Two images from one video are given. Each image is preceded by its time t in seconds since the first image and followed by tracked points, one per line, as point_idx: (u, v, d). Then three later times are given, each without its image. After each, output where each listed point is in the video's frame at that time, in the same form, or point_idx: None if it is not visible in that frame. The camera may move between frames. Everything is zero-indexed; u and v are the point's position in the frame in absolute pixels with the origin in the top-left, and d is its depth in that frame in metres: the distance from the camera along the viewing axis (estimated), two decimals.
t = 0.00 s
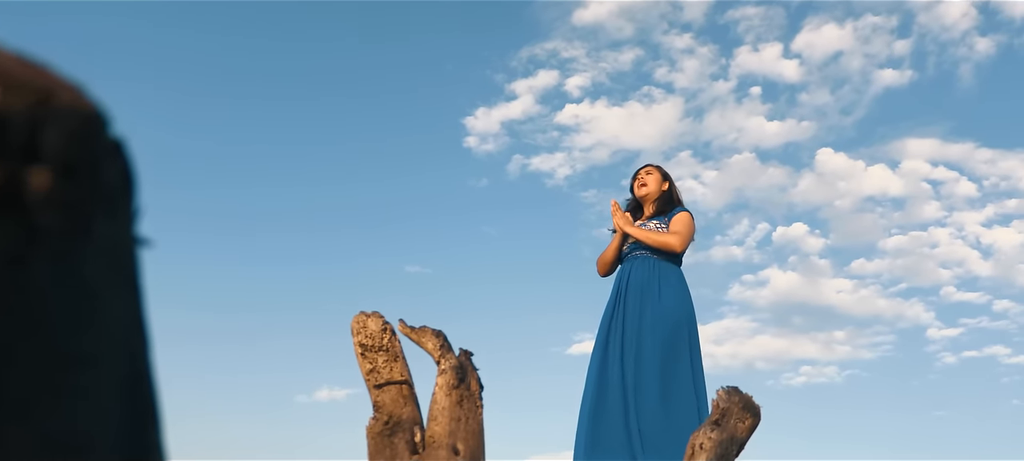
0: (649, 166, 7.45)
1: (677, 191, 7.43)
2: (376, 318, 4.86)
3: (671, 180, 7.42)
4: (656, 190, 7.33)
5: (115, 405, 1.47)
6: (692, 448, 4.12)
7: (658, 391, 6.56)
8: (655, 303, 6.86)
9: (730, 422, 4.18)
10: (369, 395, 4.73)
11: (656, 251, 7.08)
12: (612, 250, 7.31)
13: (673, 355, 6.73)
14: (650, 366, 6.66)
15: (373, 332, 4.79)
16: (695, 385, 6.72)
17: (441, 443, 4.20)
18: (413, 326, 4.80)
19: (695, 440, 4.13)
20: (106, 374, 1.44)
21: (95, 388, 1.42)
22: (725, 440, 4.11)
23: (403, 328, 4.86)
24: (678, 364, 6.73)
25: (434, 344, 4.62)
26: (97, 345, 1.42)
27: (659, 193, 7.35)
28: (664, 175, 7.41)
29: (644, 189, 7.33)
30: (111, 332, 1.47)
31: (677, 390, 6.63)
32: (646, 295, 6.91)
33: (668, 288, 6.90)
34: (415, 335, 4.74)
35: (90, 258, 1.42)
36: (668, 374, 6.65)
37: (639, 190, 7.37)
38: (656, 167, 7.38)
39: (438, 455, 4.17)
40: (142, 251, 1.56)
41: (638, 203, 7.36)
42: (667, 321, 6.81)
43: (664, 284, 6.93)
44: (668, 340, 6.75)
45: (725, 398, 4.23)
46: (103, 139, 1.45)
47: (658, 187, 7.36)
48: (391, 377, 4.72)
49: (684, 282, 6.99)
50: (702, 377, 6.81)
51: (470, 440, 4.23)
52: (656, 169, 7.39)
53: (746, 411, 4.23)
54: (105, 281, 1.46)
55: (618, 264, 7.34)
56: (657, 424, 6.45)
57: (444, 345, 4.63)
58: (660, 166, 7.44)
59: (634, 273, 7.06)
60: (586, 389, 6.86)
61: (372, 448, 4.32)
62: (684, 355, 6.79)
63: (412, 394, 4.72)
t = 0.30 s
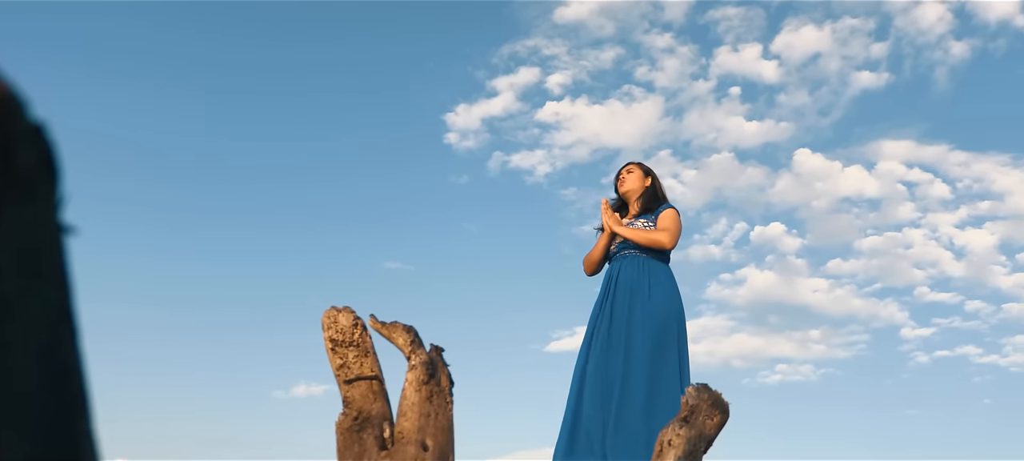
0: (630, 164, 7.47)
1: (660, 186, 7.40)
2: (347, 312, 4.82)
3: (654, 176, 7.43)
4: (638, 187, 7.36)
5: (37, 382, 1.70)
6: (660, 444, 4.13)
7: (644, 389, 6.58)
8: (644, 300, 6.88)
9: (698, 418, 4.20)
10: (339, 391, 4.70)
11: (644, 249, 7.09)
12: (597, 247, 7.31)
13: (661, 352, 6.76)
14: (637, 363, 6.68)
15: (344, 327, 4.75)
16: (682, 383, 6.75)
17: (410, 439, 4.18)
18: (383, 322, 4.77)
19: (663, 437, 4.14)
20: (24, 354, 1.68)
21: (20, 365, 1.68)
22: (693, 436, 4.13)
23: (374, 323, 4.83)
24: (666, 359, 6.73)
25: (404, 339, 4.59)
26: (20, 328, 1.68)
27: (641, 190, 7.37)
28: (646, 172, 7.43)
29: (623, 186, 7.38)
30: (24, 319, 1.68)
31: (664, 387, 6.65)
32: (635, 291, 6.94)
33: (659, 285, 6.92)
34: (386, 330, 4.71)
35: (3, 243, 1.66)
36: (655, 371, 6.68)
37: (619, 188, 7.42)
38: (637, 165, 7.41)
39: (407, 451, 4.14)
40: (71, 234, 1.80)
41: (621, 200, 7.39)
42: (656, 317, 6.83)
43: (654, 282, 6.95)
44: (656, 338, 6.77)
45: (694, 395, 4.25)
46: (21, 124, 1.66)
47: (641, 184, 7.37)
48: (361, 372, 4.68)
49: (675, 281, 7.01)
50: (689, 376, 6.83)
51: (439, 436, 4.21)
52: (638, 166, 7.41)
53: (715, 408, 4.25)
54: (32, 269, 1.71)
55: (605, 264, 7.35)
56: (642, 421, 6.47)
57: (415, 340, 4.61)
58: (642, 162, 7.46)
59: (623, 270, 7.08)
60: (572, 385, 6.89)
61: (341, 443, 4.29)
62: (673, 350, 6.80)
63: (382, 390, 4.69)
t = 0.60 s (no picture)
0: (614, 162, 7.47)
1: (644, 184, 7.42)
2: (320, 305, 4.80)
3: (638, 174, 7.45)
4: (623, 185, 7.36)
5: None
6: (630, 439, 4.15)
7: (627, 386, 6.61)
8: (629, 299, 6.91)
9: (668, 414, 4.22)
10: (310, 383, 4.67)
11: (629, 248, 7.11)
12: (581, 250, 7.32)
13: (644, 351, 6.78)
14: (621, 362, 6.71)
15: (316, 319, 4.73)
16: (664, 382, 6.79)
17: (380, 432, 4.16)
18: (356, 314, 4.76)
19: (633, 432, 4.16)
20: None
21: None
22: (663, 431, 4.15)
23: (347, 315, 4.81)
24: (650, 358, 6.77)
25: (377, 332, 4.57)
26: None
27: (626, 188, 7.38)
28: (630, 169, 7.43)
29: (611, 185, 7.35)
30: None
31: (647, 385, 6.68)
32: (621, 290, 6.95)
33: (645, 285, 6.94)
34: (358, 322, 4.69)
35: None
36: (638, 370, 6.71)
37: (606, 187, 7.39)
38: (621, 162, 7.41)
39: (377, 444, 4.12)
40: None
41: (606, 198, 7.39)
42: (642, 316, 6.85)
43: (640, 282, 6.97)
44: (640, 337, 6.80)
45: (665, 390, 4.27)
46: None
47: (625, 182, 7.38)
48: (333, 365, 4.66)
49: (660, 280, 7.04)
50: (672, 374, 6.87)
51: (410, 429, 4.19)
52: (622, 163, 7.42)
53: (686, 404, 4.27)
54: None
55: (590, 263, 7.36)
56: (624, 419, 6.50)
57: (387, 333, 4.60)
58: (626, 160, 7.47)
59: (609, 270, 7.09)
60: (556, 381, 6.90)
61: (311, 435, 4.28)
62: (656, 349, 6.83)
63: (354, 383, 4.67)
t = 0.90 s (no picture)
0: (595, 156, 7.46)
1: (624, 178, 7.42)
2: (292, 296, 4.75)
3: (618, 169, 7.44)
4: (604, 179, 7.36)
5: None
6: (602, 433, 4.15)
7: (603, 382, 6.62)
8: (606, 293, 6.91)
9: (640, 407, 4.23)
10: (281, 375, 4.63)
11: (607, 241, 7.10)
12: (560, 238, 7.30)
13: (620, 346, 6.79)
14: (596, 357, 6.71)
15: (288, 311, 4.68)
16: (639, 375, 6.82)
17: (351, 425, 4.13)
18: (329, 306, 4.71)
19: (605, 426, 4.16)
20: None
21: None
22: (635, 424, 4.16)
23: (319, 307, 4.77)
24: (625, 351, 6.79)
25: (349, 324, 4.54)
26: None
27: (606, 183, 7.38)
28: (610, 164, 7.43)
29: (590, 179, 7.34)
30: None
31: (622, 378, 6.70)
32: (598, 284, 6.96)
33: (621, 278, 6.95)
34: (331, 314, 4.65)
35: None
36: (614, 365, 6.71)
37: (585, 181, 7.39)
38: (601, 157, 7.41)
39: (347, 437, 4.09)
40: None
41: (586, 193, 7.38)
42: (618, 310, 6.86)
43: (615, 276, 6.98)
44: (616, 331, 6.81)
45: (637, 384, 4.28)
46: None
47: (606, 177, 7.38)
48: (304, 357, 4.62)
49: (636, 274, 7.05)
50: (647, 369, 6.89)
51: (381, 422, 4.16)
52: (603, 158, 7.41)
53: (657, 398, 4.28)
54: None
55: (569, 256, 7.36)
56: (600, 414, 6.51)
57: (360, 325, 4.56)
58: (607, 154, 7.46)
59: (586, 263, 7.09)
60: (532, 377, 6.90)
61: (281, 428, 4.24)
62: (632, 342, 6.85)
63: (326, 375, 4.63)
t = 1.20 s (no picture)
0: (572, 150, 7.49)
1: (599, 175, 7.42)
2: (264, 290, 4.71)
3: (595, 165, 7.46)
4: (579, 175, 7.38)
5: None
6: (573, 428, 4.16)
7: (574, 381, 6.64)
8: (576, 292, 6.93)
9: (612, 403, 4.25)
10: (251, 369, 4.59)
11: (577, 240, 7.12)
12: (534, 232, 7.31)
13: (591, 345, 6.81)
14: (567, 357, 6.73)
15: (259, 304, 4.64)
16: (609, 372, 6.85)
17: (321, 419, 4.10)
18: (301, 300, 4.68)
19: (576, 422, 4.18)
20: None
21: None
22: (606, 420, 4.18)
23: (291, 301, 4.73)
24: (596, 349, 6.81)
25: (320, 318, 4.51)
26: None
27: (581, 178, 7.40)
28: (587, 160, 7.44)
29: (565, 174, 7.38)
30: None
31: (593, 376, 6.72)
32: (568, 282, 6.97)
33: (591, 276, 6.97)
34: (302, 308, 4.62)
35: None
36: (585, 364, 6.73)
37: (560, 175, 7.42)
38: (579, 152, 7.42)
39: (318, 432, 4.06)
40: None
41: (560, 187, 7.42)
42: (588, 308, 6.88)
43: (585, 275, 6.99)
44: (586, 331, 6.83)
45: (609, 380, 4.30)
46: None
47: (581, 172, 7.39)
48: (275, 351, 4.58)
49: (606, 273, 7.07)
50: (618, 367, 6.92)
51: (352, 417, 4.14)
52: (580, 153, 7.44)
53: (629, 394, 4.30)
54: None
55: (541, 253, 7.38)
56: (571, 413, 6.54)
57: (332, 320, 4.53)
58: (584, 149, 7.49)
59: (556, 261, 7.10)
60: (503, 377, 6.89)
61: (250, 423, 4.20)
62: (602, 340, 6.87)
63: (297, 370, 4.60)
